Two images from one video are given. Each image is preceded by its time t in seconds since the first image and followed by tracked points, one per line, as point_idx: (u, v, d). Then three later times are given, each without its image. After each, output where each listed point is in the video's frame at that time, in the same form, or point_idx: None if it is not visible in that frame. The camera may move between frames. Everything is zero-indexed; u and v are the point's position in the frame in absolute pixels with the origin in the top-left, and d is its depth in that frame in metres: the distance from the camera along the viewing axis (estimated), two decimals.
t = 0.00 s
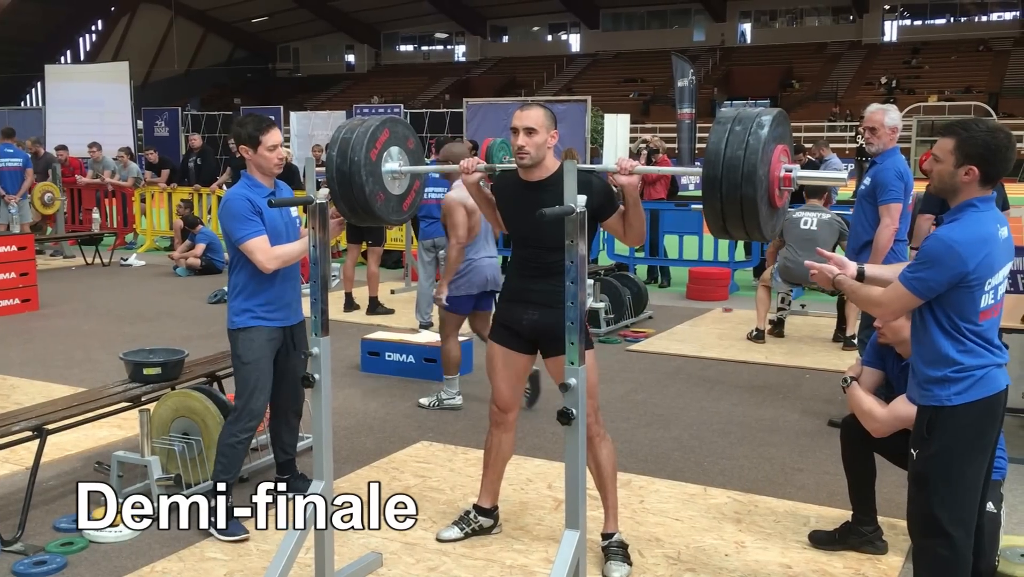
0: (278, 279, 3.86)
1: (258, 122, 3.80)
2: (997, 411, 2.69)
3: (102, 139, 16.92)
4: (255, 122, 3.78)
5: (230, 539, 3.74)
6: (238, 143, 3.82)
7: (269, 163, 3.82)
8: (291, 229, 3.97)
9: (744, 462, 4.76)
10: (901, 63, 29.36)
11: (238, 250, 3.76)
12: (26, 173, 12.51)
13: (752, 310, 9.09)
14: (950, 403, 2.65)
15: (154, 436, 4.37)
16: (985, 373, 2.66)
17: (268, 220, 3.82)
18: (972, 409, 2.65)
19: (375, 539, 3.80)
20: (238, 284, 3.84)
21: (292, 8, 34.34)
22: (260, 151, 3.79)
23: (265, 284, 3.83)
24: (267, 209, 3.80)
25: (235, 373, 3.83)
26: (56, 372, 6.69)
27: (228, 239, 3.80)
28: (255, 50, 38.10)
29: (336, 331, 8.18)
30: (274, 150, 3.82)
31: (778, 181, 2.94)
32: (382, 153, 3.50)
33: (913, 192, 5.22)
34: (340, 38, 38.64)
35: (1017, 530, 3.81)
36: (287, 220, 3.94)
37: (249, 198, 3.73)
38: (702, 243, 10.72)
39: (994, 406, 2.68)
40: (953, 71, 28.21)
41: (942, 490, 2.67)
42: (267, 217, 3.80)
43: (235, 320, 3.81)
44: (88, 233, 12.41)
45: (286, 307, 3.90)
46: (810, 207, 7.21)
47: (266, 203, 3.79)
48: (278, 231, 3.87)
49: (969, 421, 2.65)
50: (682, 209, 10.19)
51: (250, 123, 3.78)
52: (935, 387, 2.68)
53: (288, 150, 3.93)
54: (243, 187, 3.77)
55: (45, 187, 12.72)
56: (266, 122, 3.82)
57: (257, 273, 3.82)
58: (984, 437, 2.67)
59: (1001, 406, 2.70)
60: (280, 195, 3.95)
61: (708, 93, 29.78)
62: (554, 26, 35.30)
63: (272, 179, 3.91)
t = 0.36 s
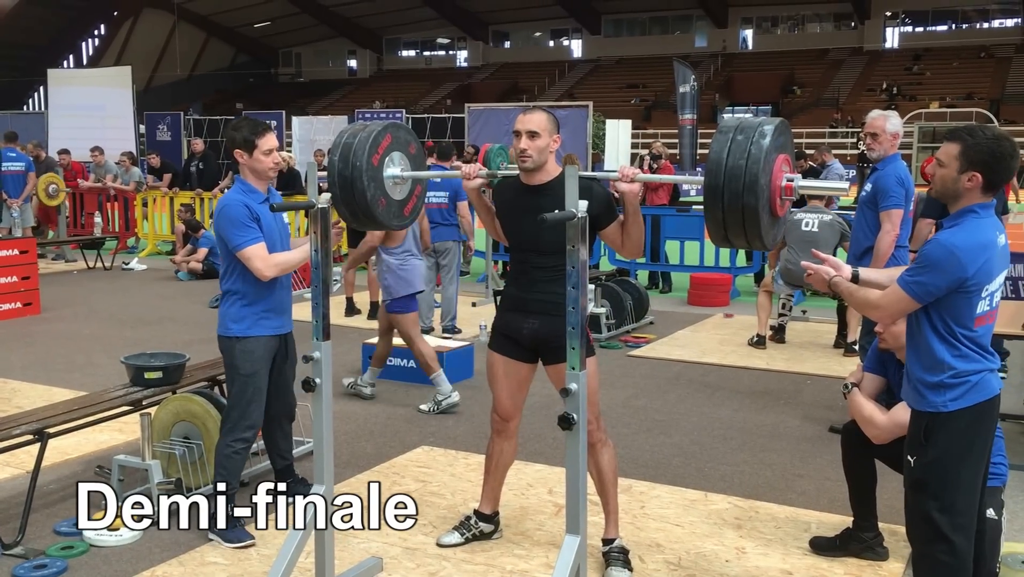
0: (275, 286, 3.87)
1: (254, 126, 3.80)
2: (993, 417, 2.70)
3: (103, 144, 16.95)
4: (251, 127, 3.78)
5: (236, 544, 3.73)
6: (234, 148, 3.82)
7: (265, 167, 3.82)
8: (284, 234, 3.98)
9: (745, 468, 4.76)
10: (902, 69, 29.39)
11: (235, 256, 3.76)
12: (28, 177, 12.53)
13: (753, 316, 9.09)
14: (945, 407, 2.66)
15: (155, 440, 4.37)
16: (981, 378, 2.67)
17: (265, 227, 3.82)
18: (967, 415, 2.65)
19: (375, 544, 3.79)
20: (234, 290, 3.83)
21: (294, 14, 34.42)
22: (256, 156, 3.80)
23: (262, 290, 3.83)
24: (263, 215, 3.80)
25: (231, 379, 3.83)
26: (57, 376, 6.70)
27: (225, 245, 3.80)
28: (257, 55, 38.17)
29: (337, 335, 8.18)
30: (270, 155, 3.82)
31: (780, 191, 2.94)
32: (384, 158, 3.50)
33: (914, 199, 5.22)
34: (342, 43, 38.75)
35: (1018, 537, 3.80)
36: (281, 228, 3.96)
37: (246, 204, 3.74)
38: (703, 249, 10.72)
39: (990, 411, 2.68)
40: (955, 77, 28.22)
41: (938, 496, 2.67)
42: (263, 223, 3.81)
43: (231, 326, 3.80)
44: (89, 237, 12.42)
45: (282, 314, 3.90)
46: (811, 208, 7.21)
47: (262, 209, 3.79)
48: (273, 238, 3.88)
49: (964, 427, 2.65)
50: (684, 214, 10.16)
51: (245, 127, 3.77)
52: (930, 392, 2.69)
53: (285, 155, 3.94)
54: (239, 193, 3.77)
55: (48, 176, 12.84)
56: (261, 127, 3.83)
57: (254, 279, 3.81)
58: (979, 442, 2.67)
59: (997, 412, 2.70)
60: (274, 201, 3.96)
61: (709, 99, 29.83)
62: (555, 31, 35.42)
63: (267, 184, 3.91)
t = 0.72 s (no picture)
0: (282, 291, 3.87)
1: (266, 132, 3.84)
2: (996, 422, 2.69)
3: (111, 147, 17.02)
4: (264, 132, 3.82)
5: (240, 547, 3.74)
6: (246, 153, 3.84)
7: (276, 172, 3.85)
8: (293, 240, 4.00)
9: (749, 473, 4.75)
10: (909, 75, 29.37)
11: (243, 260, 3.77)
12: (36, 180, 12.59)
13: (758, 321, 9.08)
14: (947, 413, 2.65)
15: (161, 442, 4.39)
16: (984, 383, 2.66)
17: (274, 230, 3.83)
18: (969, 421, 2.64)
19: (379, 548, 3.80)
20: (241, 294, 3.84)
21: (301, 17, 34.53)
22: (269, 160, 3.83)
23: (268, 295, 3.83)
24: (273, 219, 3.82)
25: (239, 382, 3.83)
26: (64, 378, 6.72)
27: (233, 248, 3.81)
28: (264, 59, 38.25)
29: (342, 339, 8.20)
30: (281, 160, 3.86)
31: (786, 198, 2.94)
32: (391, 162, 3.51)
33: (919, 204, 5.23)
34: (348, 47, 38.87)
35: None
36: (290, 231, 3.96)
37: (256, 207, 3.75)
38: (708, 255, 10.71)
39: (992, 416, 2.67)
40: (962, 82, 28.19)
41: (941, 503, 2.66)
42: (272, 227, 3.82)
43: (238, 329, 3.80)
44: (97, 240, 12.46)
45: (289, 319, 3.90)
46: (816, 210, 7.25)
47: (272, 213, 3.81)
48: (282, 242, 3.89)
49: (967, 432, 2.65)
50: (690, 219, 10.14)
51: (258, 131, 3.81)
52: (932, 399, 2.68)
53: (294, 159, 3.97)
54: (249, 196, 3.78)
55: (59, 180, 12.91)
56: (273, 133, 3.86)
57: (262, 282, 3.82)
58: (982, 448, 2.67)
59: (1000, 417, 2.69)
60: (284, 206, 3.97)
61: (716, 104, 29.81)
62: (562, 36, 35.48)
63: (277, 189, 3.93)
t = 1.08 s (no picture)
0: (291, 285, 3.87)
1: (267, 127, 3.82)
2: (998, 421, 2.68)
3: (113, 144, 17.04)
4: (264, 129, 3.80)
5: (243, 545, 3.75)
6: (248, 149, 3.84)
7: (279, 168, 3.84)
8: (303, 234, 3.99)
9: (751, 472, 4.75)
10: (912, 73, 29.33)
11: (249, 256, 3.78)
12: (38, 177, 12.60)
13: (760, 319, 9.07)
14: (948, 412, 2.65)
15: (163, 439, 4.40)
16: (984, 382, 2.66)
17: (280, 226, 3.83)
18: (971, 420, 2.64)
19: (381, 545, 3.80)
20: (250, 290, 3.85)
21: (304, 15, 34.52)
22: (271, 157, 3.82)
23: (276, 290, 3.84)
24: (279, 215, 3.81)
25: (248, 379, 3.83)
26: (66, 375, 6.73)
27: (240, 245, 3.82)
28: (266, 56, 38.23)
29: (344, 336, 8.20)
30: (284, 155, 3.84)
31: (790, 196, 2.94)
32: (392, 160, 3.51)
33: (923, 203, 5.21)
34: (351, 44, 38.88)
35: None
36: (299, 227, 3.95)
37: (262, 204, 3.75)
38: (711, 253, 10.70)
39: (995, 415, 2.67)
40: (965, 80, 28.15)
41: (942, 503, 2.66)
42: (278, 223, 3.82)
43: (250, 326, 3.82)
44: (99, 237, 12.47)
45: (299, 313, 3.91)
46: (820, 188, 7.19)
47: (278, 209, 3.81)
48: (290, 237, 3.88)
49: (969, 431, 2.64)
50: (692, 217, 10.14)
51: (258, 130, 3.79)
52: (933, 397, 2.68)
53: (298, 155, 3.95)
54: (255, 193, 3.78)
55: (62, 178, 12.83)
56: (274, 128, 3.84)
57: (269, 278, 3.82)
58: (984, 447, 2.67)
59: (1002, 416, 2.69)
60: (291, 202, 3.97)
61: (718, 102, 29.80)
62: (564, 33, 35.44)
63: (283, 185, 3.92)
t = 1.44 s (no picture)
0: (288, 281, 3.87)
1: (253, 124, 3.83)
2: (997, 419, 2.69)
3: (112, 140, 17.01)
4: (249, 126, 3.82)
5: (245, 541, 3.74)
6: (239, 149, 3.86)
7: (270, 163, 3.84)
8: (301, 230, 4.00)
9: (750, 469, 4.75)
10: (912, 69, 29.33)
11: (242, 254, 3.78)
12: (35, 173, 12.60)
13: (760, 316, 9.07)
14: (946, 409, 2.65)
15: (162, 435, 4.38)
16: (984, 379, 2.66)
17: (274, 223, 3.82)
18: (972, 417, 2.64)
19: (380, 541, 3.80)
20: (248, 286, 3.86)
21: (303, 11, 34.47)
22: (259, 151, 3.81)
23: (272, 287, 3.83)
24: (273, 211, 3.81)
25: (245, 375, 3.83)
26: (65, 371, 6.72)
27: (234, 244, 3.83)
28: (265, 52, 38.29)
29: (343, 333, 8.19)
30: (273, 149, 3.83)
31: (788, 181, 2.93)
32: (390, 149, 3.50)
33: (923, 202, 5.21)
34: (350, 40, 38.83)
35: None
36: (295, 223, 3.95)
37: (254, 201, 3.75)
38: (710, 250, 10.69)
39: (994, 412, 2.67)
40: (964, 77, 28.15)
41: (940, 499, 2.66)
42: (273, 220, 3.82)
43: (248, 323, 3.81)
44: (97, 233, 12.46)
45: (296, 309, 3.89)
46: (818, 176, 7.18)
47: (272, 205, 3.81)
48: (285, 234, 3.87)
49: (969, 428, 2.64)
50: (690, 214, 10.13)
51: (243, 127, 3.83)
52: (930, 395, 2.69)
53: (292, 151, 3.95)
54: (250, 190, 3.79)
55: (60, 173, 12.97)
56: (261, 124, 3.85)
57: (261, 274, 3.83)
58: (983, 445, 2.67)
59: (1002, 414, 2.69)
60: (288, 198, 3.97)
61: (718, 98, 29.80)
62: (563, 30, 35.37)
63: (278, 181, 3.93)
